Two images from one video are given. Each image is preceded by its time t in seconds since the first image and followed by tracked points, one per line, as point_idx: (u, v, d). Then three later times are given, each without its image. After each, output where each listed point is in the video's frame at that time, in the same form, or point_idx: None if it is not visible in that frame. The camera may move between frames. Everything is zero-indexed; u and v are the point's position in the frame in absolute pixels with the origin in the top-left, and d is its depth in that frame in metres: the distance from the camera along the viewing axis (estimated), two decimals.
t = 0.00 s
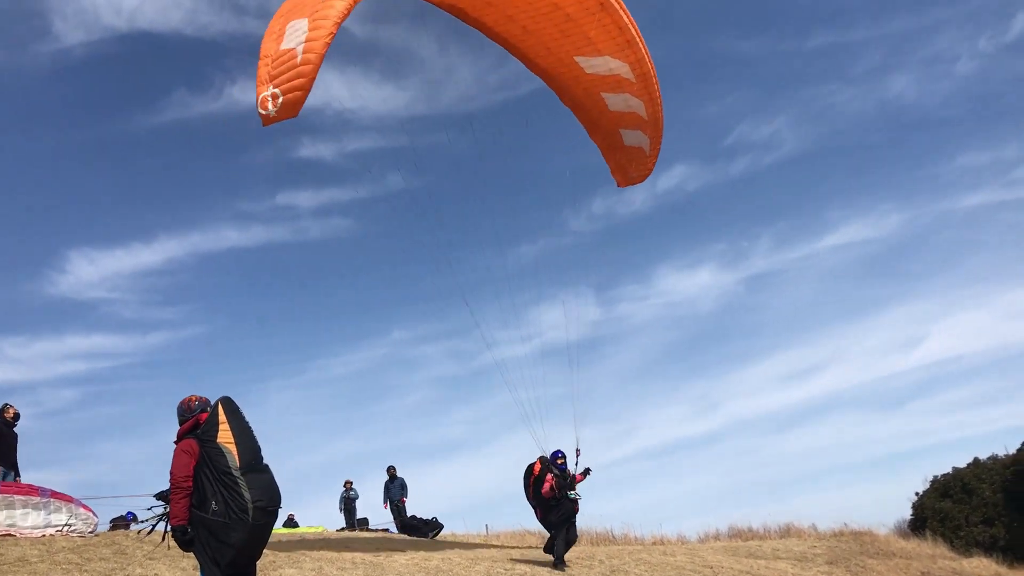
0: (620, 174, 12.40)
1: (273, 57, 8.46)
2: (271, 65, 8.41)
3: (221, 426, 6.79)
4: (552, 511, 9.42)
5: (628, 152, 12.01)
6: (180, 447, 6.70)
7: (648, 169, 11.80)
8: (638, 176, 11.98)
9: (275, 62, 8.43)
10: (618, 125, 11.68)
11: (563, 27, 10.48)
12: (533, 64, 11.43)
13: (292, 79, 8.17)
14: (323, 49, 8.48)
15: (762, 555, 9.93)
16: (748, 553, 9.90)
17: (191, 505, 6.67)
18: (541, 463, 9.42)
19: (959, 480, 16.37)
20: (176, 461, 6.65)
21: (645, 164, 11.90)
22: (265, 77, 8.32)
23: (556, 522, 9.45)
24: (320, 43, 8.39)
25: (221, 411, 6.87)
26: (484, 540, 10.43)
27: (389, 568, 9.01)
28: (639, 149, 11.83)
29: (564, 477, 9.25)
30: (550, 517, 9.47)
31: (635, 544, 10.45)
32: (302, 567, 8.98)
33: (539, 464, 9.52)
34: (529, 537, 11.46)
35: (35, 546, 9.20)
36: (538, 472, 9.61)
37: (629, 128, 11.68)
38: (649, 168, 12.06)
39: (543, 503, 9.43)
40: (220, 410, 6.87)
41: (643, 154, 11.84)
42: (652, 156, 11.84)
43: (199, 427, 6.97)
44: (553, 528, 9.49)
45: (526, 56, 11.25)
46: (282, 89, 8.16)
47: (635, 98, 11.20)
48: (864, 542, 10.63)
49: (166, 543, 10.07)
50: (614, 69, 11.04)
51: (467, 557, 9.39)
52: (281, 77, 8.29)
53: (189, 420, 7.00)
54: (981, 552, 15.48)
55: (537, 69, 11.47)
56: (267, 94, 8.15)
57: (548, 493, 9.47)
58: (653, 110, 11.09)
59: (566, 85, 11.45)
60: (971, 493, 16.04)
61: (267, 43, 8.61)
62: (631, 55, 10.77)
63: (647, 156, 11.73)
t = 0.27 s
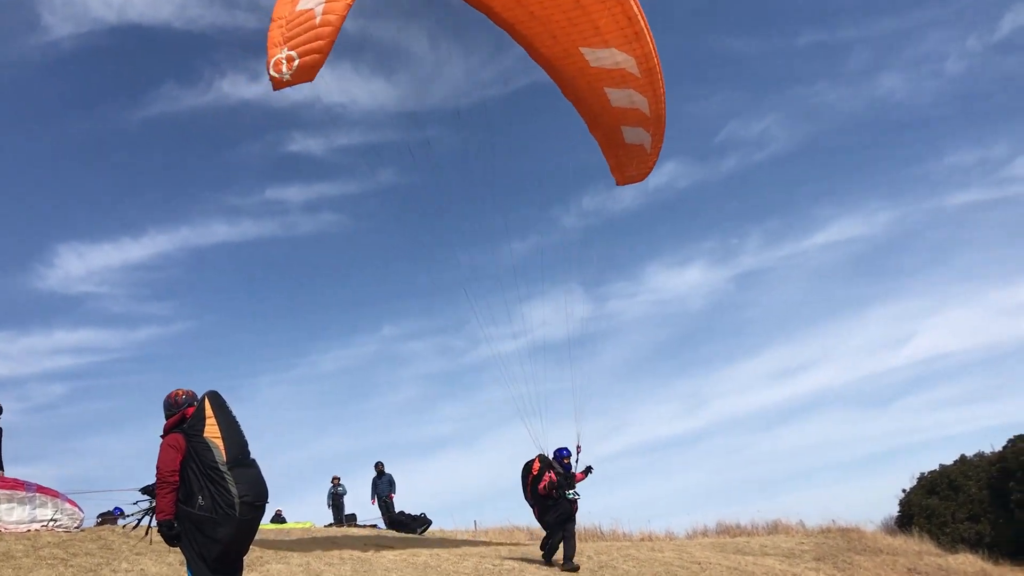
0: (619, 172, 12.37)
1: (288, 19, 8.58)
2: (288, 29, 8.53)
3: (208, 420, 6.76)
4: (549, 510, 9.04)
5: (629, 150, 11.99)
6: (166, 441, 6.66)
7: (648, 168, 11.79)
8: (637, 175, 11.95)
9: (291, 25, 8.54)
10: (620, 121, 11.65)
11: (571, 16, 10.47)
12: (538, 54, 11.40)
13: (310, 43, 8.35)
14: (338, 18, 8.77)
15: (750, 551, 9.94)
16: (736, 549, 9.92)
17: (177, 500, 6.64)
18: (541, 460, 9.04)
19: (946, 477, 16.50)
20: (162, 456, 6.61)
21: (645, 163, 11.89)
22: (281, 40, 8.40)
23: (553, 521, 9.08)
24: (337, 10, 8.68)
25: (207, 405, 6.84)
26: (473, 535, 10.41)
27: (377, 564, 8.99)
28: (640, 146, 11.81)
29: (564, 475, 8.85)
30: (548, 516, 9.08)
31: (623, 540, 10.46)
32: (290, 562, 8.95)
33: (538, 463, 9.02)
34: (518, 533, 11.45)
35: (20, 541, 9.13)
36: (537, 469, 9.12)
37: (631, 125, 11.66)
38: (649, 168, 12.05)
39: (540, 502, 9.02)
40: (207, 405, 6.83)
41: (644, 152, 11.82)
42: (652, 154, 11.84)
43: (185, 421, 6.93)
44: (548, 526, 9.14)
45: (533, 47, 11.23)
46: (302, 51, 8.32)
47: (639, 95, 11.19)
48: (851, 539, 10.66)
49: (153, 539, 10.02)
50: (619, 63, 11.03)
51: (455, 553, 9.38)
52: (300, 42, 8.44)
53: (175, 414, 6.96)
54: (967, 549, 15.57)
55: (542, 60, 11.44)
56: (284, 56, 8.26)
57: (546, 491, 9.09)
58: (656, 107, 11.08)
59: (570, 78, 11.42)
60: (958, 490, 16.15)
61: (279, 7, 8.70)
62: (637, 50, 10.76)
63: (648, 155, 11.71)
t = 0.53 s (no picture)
0: (615, 172, 12.28)
1: None
2: None
3: (193, 411, 6.72)
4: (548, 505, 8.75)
5: (626, 149, 11.93)
6: (151, 432, 6.63)
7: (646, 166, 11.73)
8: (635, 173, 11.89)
9: None
10: (618, 118, 11.60)
11: (571, 9, 10.42)
12: (535, 50, 11.32)
13: None
14: None
15: (734, 540, 9.99)
16: (721, 538, 9.96)
17: (161, 491, 6.61)
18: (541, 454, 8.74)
19: (929, 466, 16.65)
20: (147, 447, 6.57)
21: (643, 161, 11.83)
22: None
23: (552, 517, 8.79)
24: None
25: (193, 396, 6.81)
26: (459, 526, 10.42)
27: (362, 555, 9.00)
28: (637, 144, 11.79)
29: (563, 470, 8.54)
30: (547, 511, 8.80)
31: (608, 529, 10.48)
32: (275, 553, 8.95)
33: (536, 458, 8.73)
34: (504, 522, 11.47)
35: (2, 533, 9.09)
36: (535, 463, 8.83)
37: (629, 122, 11.61)
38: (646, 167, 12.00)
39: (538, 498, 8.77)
40: (192, 396, 6.80)
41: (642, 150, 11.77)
42: (650, 152, 11.82)
43: (171, 412, 6.90)
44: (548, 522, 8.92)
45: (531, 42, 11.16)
46: (313, 8, 8.11)
47: (637, 91, 11.14)
48: (835, 528, 10.73)
49: (138, 530, 9.99)
50: (617, 58, 10.98)
51: (441, 543, 9.39)
52: None
53: (160, 405, 6.92)
54: (949, 537, 15.72)
55: (539, 56, 11.36)
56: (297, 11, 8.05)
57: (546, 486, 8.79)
58: (655, 103, 11.05)
59: (567, 74, 11.34)
60: (940, 479, 16.31)
61: None
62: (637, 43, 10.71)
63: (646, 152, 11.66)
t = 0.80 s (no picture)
0: (607, 168, 12.29)
1: None
2: None
3: (178, 401, 6.68)
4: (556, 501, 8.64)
5: (617, 147, 11.91)
6: (134, 422, 6.56)
7: (636, 165, 11.73)
8: (625, 172, 11.88)
9: None
10: (612, 115, 11.56)
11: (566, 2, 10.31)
12: (529, 43, 11.22)
13: None
14: None
15: (716, 528, 10.03)
16: (703, 526, 10.02)
17: (143, 481, 6.54)
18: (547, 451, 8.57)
19: (909, 455, 16.84)
20: (130, 436, 6.50)
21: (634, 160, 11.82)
22: None
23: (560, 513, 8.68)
24: None
25: (178, 386, 6.76)
26: (443, 516, 10.42)
27: (345, 545, 9.00)
28: (629, 141, 11.78)
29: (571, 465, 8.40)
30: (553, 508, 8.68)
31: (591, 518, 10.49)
32: (257, 544, 8.92)
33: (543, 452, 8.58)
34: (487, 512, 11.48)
35: None
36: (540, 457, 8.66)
37: (622, 119, 11.59)
38: (637, 166, 12.00)
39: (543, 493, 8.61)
40: (177, 386, 6.76)
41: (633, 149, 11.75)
42: (642, 149, 11.82)
43: (154, 402, 6.84)
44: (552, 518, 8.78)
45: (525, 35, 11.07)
46: None
47: (631, 87, 11.09)
48: (816, 516, 10.80)
49: (118, 521, 9.94)
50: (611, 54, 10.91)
51: (424, 533, 9.40)
52: None
53: (143, 395, 6.85)
54: (928, 525, 15.88)
55: (533, 50, 11.26)
56: None
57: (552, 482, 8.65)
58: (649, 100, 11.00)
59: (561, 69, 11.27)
60: (920, 468, 16.49)
61: None
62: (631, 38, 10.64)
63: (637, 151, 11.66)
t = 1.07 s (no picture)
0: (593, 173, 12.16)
1: None
2: None
3: (158, 390, 6.62)
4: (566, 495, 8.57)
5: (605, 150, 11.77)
6: (112, 411, 6.47)
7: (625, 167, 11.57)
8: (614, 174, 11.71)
9: None
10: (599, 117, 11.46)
11: None
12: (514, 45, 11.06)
13: None
14: None
15: (695, 516, 10.12)
16: (682, 513, 10.09)
17: (121, 470, 6.47)
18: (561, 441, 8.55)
19: (885, 442, 17.05)
20: (108, 425, 6.41)
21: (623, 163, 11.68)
22: None
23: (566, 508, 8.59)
24: None
25: (157, 376, 6.71)
26: (423, 504, 10.44)
27: (324, 534, 9.02)
28: (617, 143, 11.69)
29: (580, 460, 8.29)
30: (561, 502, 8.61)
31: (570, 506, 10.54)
32: (236, 533, 8.91)
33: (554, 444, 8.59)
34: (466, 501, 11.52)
35: None
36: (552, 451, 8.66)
37: (609, 121, 11.49)
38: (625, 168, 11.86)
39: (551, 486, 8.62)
40: (157, 375, 6.70)
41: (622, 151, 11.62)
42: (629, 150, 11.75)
43: (132, 390, 6.77)
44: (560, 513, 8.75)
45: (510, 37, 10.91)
46: None
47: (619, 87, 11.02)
48: (794, 502, 10.91)
49: (95, 512, 9.88)
50: (598, 53, 10.83)
51: (404, 522, 9.43)
52: None
53: (120, 384, 6.77)
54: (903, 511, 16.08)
55: (518, 52, 11.10)
56: None
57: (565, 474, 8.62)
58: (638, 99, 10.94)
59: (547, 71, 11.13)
60: (896, 454, 16.70)
61: None
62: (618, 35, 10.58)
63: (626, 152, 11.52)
